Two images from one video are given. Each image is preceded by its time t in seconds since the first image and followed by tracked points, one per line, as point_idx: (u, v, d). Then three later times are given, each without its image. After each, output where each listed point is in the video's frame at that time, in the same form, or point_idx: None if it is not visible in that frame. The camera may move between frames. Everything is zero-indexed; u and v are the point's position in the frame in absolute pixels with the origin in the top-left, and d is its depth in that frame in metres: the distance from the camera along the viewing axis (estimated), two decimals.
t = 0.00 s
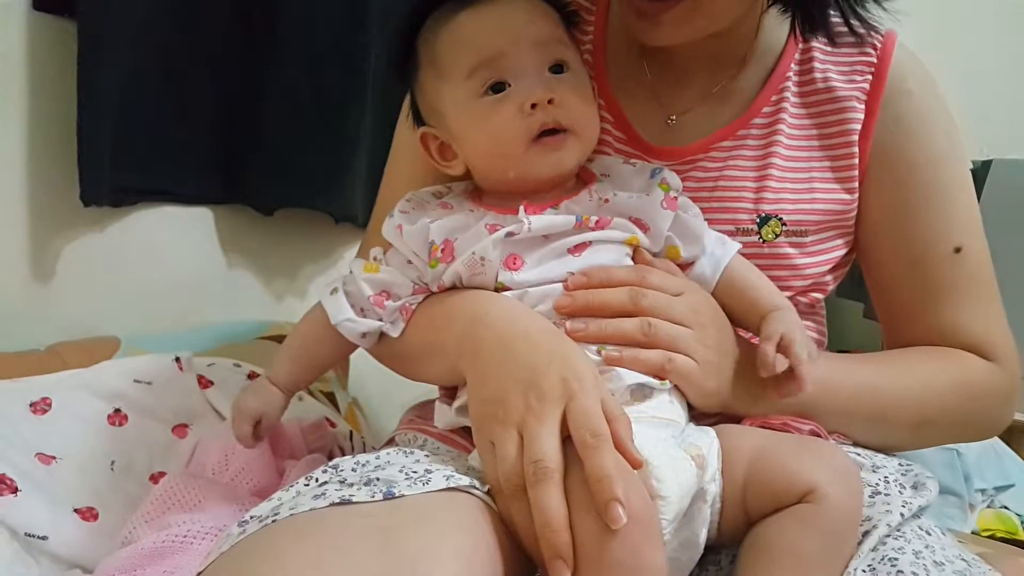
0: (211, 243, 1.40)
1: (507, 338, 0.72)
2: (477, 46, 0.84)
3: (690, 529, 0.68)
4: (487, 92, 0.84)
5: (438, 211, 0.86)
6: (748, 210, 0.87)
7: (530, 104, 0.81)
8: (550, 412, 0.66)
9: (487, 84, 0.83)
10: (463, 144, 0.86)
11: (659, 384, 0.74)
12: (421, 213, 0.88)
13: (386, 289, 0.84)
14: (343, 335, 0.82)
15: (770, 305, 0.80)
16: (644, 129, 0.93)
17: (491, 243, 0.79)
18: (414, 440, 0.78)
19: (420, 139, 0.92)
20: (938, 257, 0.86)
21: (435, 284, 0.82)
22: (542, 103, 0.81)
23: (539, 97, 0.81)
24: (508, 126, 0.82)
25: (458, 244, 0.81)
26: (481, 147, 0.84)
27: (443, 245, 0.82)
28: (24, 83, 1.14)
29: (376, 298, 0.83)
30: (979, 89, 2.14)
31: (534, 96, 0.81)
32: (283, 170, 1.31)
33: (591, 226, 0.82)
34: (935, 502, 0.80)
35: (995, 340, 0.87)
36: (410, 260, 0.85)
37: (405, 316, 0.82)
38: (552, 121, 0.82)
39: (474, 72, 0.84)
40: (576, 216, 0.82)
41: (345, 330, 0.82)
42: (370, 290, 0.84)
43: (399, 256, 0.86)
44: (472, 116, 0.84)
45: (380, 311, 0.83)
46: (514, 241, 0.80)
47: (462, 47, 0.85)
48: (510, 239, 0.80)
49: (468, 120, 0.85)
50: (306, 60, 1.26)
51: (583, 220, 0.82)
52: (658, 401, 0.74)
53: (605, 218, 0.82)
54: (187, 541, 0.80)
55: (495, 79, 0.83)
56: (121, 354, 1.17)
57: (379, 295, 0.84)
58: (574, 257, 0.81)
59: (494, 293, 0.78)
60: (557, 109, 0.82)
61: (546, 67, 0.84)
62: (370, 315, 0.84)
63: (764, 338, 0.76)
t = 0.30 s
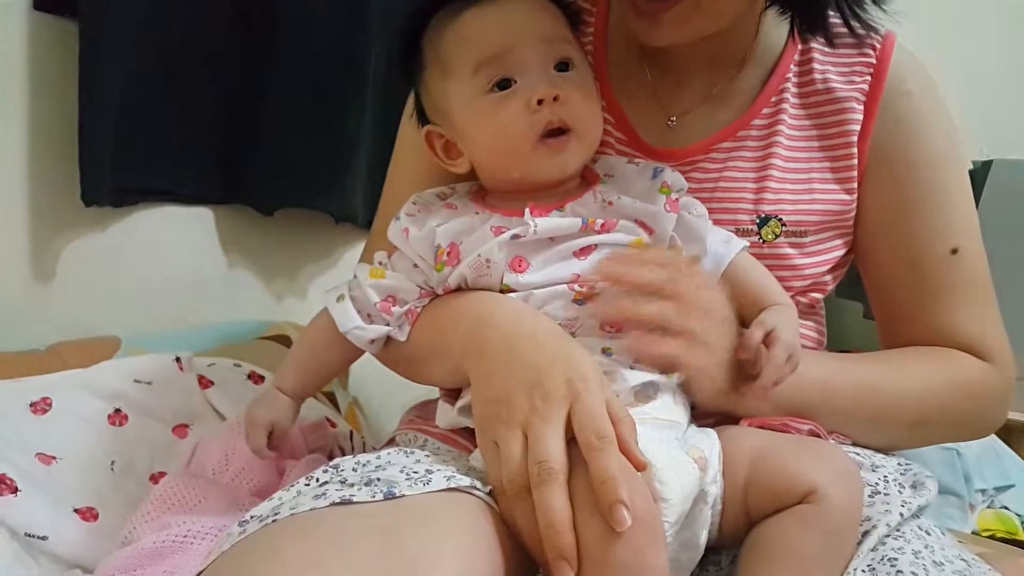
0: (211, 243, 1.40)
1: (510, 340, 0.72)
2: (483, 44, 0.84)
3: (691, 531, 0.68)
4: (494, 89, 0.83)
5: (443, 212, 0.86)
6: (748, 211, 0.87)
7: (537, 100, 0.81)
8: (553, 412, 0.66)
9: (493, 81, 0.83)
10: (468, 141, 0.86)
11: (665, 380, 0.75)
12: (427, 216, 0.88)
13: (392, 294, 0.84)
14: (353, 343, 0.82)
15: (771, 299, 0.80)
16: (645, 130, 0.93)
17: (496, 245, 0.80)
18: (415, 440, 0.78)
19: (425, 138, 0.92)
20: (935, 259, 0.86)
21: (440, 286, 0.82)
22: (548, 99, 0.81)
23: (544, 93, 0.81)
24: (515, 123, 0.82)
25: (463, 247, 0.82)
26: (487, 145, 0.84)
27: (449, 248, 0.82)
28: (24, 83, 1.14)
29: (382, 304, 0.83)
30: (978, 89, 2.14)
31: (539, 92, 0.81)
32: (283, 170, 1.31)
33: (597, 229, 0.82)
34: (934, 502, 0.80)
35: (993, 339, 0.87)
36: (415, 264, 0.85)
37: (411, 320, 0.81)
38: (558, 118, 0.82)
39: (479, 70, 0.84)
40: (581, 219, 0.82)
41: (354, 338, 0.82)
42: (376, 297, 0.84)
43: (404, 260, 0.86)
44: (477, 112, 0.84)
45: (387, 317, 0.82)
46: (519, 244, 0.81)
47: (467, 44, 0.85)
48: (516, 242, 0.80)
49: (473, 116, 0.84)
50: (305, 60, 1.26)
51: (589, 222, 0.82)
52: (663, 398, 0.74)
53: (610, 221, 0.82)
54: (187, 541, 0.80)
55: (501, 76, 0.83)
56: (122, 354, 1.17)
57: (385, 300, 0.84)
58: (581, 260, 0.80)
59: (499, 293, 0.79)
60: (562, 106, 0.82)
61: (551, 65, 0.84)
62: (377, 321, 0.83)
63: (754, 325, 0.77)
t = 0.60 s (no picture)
0: (210, 244, 1.40)
1: (510, 340, 0.72)
2: (491, 38, 0.84)
3: (690, 532, 0.68)
4: (499, 85, 0.83)
5: (444, 211, 0.86)
6: (745, 211, 0.87)
7: (542, 97, 0.81)
8: (552, 412, 0.66)
9: (499, 77, 0.83)
10: (471, 137, 0.86)
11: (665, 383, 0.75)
12: (427, 217, 0.87)
13: (391, 297, 0.84)
14: (355, 349, 0.82)
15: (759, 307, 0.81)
16: (642, 131, 0.93)
17: (498, 244, 0.79)
18: (413, 441, 0.78)
19: (427, 134, 0.91)
20: (933, 256, 0.86)
21: (439, 288, 0.82)
22: (553, 95, 0.81)
23: (550, 89, 0.81)
24: (520, 119, 0.82)
25: (463, 247, 0.81)
26: (492, 141, 0.84)
27: (450, 248, 0.82)
28: (24, 84, 1.14)
29: (381, 307, 0.83)
30: (975, 92, 2.14)
31: (545, 89, 0.81)
32: (282, 170, 1.31)
33: (597, 226, 0.82)
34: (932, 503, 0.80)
35: (991, 339, 0.87)
36: (414, 266, 0.85)
37: (410, 322, 0.82)
38: (563, 114, 0.82)
39: (484, 65, 0.84)
40: (582, 216, 0.82)
41: (355, 343, 0.82)
42: (375, 300, 0.83)
43: (403, 262, 0.86)
44: (481, 108, 0.84)
45: (386, 320, 0.82)
46: (521, 242, 0.80)
47: (473, 39, 0.85)
48: (517, 240, 0.80)
49: (478, 112, 0.84)
50: (303, 59, 1.26)
51: (590, 220, 0.81)
52: (663, 402, 0.74)
53: (611, 218, 0.82)
54: (186, 542, 0.80)
55: (506, 73, 0.83)
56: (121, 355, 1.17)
57: (385, 304, 0.84)
58: (581, 256, 0.81)
59: (499, 294, 0.78)
60: (567, 103, 0.82)
61: (555, 63, 0.84)
62: (377, 324, 0.83)
63: (740, 331, 0.77)
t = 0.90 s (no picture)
0: (209, 245, 1.40)
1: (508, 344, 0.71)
2: (465, 53, 0.84)
3: (692, 533, 0.68)
4: (477, 99, 0.84)
5: (439, 214, 0.86)
6: (747, 209, 0.87)
7: (517, 110, 0.82)
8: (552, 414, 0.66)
9: (476, 92, 0.84)
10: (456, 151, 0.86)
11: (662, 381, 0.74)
12: (424, 220, 0.86)
13: (390, 303, 0.84)
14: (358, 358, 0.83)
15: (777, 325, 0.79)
16: (642, 128, 0.93)
17: (491, 250, 0.79)
18: (413, 442, 0.78)
19: (416, 150, 0.92)
20: (932, 260, 0.86)
21: (436, 292, 0.83)
22: (528, 108, 0.82)
23: (525, 102, 0.82)
24: (498, 133, 0.82)
25: (458, 252, 0.81)
26: (474, 154, 0.84)
27: (444, 253, 0.82)
28: (23, 85, 1.14)
29: (381, 315, 0.83)
30: (974, 92, 2.15)
31: (520, 101, 0.82)
32: (282, 170, 1.31)
33: (591, 229, 0.82)
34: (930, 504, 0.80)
35: (986, 344, 0.87)
36: (411, 270, 0.84)
37: (410, 326, 0.82)
38: (540, 126, 0.82)
39: (462, 80, 0.85)
40: (576, 219, 0.82)
41: (357, 350, 0.82)
42: (374, 308, 0.83)
43: (400, 267, 0.85)
44: (461, 123, 0.84)
45: (386, 326, 0.83)
46: (514, 247, 0.80)
47: (450, 54, 0.85)
48: (510, 245, 0.80)
49: (459, 126, 0.85)
50: (303, 59, 1.27)
51: (583, 223, 0.81)
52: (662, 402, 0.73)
53: (605, 221, 0.82)
54: (185, 543, 0.80)
55: (483, 88, 0.84)
56: (120, 356, 1.17)
57: (384, 311, 0.83)
58: (576, 260, 0.81)
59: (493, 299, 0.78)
60: (543, 113, 0.82)
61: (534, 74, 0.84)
62: (378, 331, 0.83)
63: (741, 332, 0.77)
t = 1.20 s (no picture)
0: (210, 245, 1.40)
1: (510, 347, 0.72)
2: (461, 55, 0.85)
3: (703, 537, 0.68)
4: (473, 101, 0.84)
5: (438, 217, 0.86)
6: (749, 206, 0.87)
7: (513, 111, 0.82)
8: (553, 414, 0.66)
9: (471, 94, 0.84)
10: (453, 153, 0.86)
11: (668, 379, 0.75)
12: (425, 222, 0.86)
13: (390, 306, 0.84)
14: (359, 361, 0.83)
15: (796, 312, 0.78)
16: (643, 125, 0.93)
17: (491, 253, 0.79)
18: (414, 442, 0.78)
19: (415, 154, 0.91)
20: (936, 256, 0.86)
21: (438, 294, 0.83)
22: (524, 108, 0.82)
23: (521, 103, 0.82)
24: (494, 135, 0.82)
25: (458, 255, 0.81)
26: (472, 156, 0.84)
27: (445, 257, 0.82)
28: (25, 85, 1.14)
29: (381, 316, 0.83)
30: (975, 90, 2.15)
31: (516, 103, 0.82)
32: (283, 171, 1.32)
33: (592, 230, 0.81)
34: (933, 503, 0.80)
35: (983, 343, 0.88)
36: (411, 274, 0.84)
37: (410, 329, 0.83)
38: (537, 126, 0.82)
39: (457, 82, 0.85)
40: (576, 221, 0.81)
41: (358, 354, 0.82)
42: (373, 310, 0.83)
43: (400, 270, 0.85)
44: (457, 125, 0.84)
45: (386, 329, 0.83)
46: (515, 249, 0.80)
47: (446, 57, 0.86)
48: (510, 248, 0.80)
49: (455, 128, 0.85)
50: (304, 59, 1.27)
51: (584, 225, 0.81)
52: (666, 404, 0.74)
53: (605, 222, 0.81)
54: (188, 544, 0.80)
55: (479, 90, 0.84)
56: (122, 357, 1.17)
57: (385, 313, 0.84)
58: (578, 261, 0.80)
59: (496, 300, 0.79)
60: (540, 114, 0.82)
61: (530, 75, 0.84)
62: (378, 333, 0.84)
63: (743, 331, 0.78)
